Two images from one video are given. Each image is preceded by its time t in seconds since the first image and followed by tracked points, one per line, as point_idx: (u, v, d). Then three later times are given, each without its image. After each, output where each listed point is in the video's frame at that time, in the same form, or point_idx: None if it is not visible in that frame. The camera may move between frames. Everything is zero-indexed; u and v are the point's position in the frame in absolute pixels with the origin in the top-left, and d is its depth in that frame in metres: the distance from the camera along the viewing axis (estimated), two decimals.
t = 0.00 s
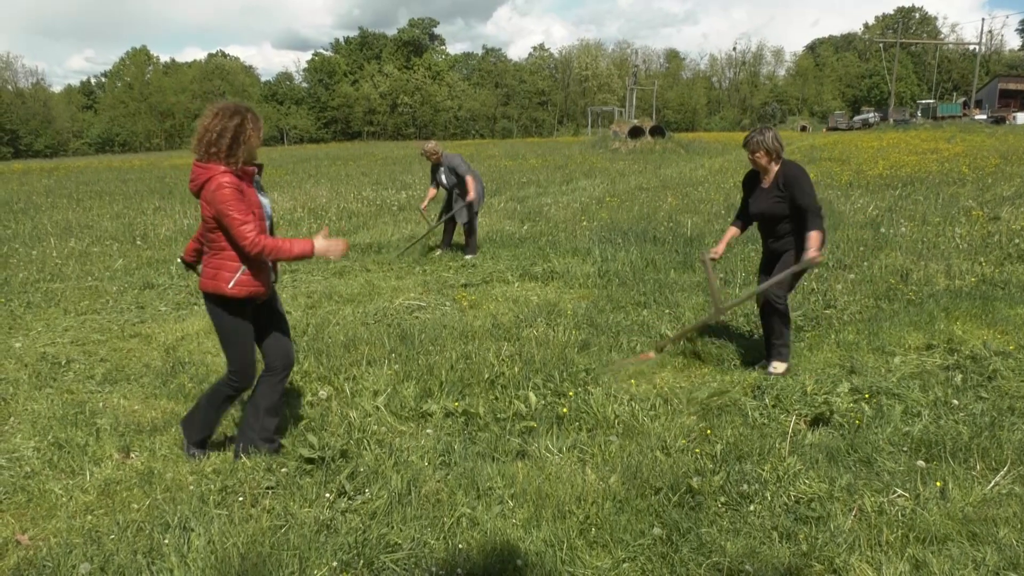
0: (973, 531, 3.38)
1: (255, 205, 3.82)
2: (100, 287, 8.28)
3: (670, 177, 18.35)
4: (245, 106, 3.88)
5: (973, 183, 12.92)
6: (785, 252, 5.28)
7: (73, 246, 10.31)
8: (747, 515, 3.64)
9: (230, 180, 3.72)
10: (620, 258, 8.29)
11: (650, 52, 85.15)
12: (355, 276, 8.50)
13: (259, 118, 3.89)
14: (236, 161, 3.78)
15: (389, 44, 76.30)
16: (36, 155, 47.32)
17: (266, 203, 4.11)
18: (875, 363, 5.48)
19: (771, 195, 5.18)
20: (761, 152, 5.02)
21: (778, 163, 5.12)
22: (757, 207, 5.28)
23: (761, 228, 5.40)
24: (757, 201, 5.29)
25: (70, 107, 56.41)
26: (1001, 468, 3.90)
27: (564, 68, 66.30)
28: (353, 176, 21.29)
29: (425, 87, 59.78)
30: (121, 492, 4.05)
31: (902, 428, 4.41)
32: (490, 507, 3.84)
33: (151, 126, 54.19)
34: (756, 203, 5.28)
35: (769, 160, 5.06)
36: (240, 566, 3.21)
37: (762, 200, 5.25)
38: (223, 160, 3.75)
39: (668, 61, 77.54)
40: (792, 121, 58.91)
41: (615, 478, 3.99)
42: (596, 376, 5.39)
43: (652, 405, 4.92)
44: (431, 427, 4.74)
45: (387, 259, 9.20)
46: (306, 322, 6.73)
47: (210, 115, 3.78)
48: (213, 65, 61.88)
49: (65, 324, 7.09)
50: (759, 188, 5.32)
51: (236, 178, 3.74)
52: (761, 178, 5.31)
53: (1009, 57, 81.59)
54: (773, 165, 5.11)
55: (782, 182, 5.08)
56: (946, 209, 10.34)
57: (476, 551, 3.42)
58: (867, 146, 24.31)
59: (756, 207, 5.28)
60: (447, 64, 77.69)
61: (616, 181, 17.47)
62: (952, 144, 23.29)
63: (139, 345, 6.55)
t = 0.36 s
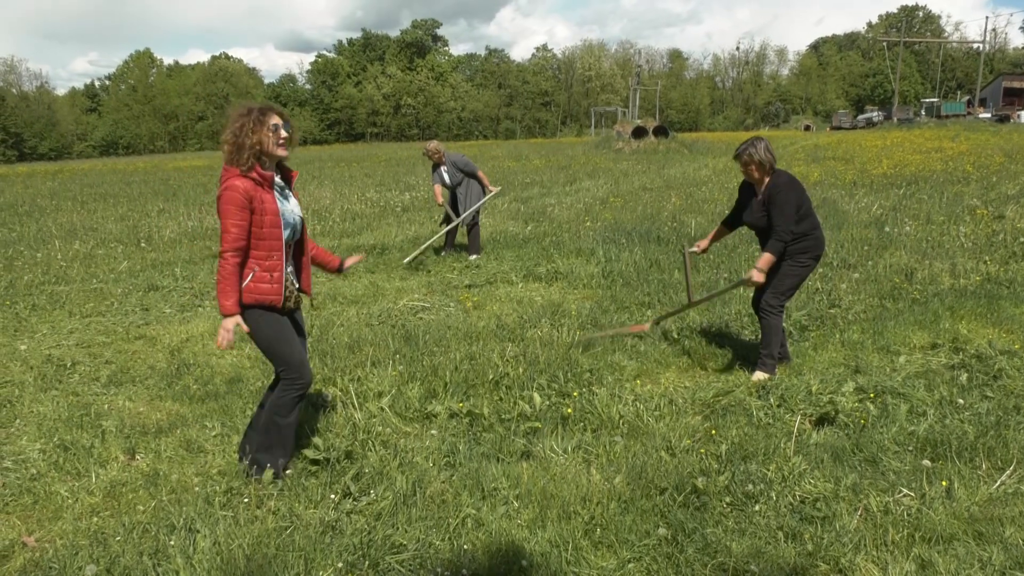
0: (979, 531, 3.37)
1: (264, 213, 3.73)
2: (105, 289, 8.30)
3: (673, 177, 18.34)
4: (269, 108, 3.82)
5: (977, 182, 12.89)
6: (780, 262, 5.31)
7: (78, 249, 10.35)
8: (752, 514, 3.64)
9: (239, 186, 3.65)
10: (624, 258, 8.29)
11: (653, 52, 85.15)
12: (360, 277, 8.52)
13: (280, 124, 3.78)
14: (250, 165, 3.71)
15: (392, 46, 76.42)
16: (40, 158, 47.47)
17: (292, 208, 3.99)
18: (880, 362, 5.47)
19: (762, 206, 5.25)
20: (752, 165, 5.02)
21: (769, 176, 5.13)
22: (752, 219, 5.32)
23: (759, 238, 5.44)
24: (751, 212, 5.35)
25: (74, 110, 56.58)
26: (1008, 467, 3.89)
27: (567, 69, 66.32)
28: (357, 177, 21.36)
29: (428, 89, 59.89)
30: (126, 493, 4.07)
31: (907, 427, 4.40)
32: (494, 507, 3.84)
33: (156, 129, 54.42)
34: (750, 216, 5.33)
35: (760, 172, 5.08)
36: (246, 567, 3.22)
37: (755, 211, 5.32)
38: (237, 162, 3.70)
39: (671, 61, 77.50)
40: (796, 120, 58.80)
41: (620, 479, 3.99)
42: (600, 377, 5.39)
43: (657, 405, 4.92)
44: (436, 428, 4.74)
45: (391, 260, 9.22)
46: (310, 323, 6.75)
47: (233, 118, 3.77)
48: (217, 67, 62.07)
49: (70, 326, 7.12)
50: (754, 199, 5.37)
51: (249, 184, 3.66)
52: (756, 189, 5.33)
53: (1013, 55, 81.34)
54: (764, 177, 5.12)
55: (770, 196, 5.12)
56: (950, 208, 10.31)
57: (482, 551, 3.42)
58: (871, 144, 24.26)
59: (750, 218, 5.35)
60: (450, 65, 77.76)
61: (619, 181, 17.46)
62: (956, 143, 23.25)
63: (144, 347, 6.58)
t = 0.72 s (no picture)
0: (981, 526, 3.37)
1: (248, 205, 3.70)
2: (106, 286, 8.32)
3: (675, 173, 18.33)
4: (271, 105, 3.83)
5: (979, 177, 12.86)
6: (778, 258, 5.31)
7: (79, 246, 10.36)
8: (754, 510, 3.64)
9: (226, 176, 3.68)
10: (626, 254, 8.29)
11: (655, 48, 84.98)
12: (361, 274, 8.52)
13: (277, 118, 3.73)
14: (242, 157, 3.73)
15: (393, 42, 76.33)
16: (42, 155, 47.46)
17: (291, 207, 3.87)
18: (882, 358, 5.47)
19: (764, 202, 5.15)
20: (743, 163, 4.96)
21: (763, 172, 5.09)
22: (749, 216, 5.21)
23: (753, 236, 5.36)
24: (750, 210, 5.22)
25: (76, 107, 56.58)
26: (1010, 463, 3.89)
27: (568, 64, 66.20)
28: (359, 173, 21.35)
29: (429, 85, 59.84)
30: (128, 490, 4.07)
31: (909, 423, 4.40)
32: (496, 504, 3.84)
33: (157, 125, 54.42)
34: (748, 212, 5.22)
35: (754, 170, 5.01)
36: (248, 563, 3.23)
37: (756, 208, 5.19)
38: (232, 154, 3.75)
39: (673, 57, 77.37)
40: (798, 116, 58.68)
41: (621, 475, 4.00)
42: (602, 373, 5.40)
43: (659, 401, 4.93)
44: (438, 425, 4.75)
45: (392, 256, 9.22)
46: (312, 320, 6.76)
47: (238, 111, 3.83)
48: (218, 63, 62.01)
49: (71, 323, 7.13)
50: (745, 197, 5.26)
51: (235, 175, 3.67)
52: (745, 187, 5.25)
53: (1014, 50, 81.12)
54: (759, 174, 5.07)
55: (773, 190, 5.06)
56: (952, 203, 10.30)
57: (483, 548, 3.43)
58: (872, 140, 24.22)
59: (749, 215, 5.20)
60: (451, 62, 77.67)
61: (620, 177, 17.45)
62: (958, 138, 23.18)
63: (145, 344, 6.58)
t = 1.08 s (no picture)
0: (980, 523, 3.38)
1: (219, 200, 3.79)
2: (105, 283, 8.31)
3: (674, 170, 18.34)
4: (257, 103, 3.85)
5: (978, 175, 12.86)
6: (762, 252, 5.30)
7: (78, 243, 10.34)
8: (753, 508, 3.65)
9: (203, 170, 3.80)
10: (625, 251, 8.29)
11: (654, 44, 84.81)
12: (359, 271, 8.50)
13: (257, 119, 3.73)
14: (223, 153, 3.79)
15: (391, 39, 76.22)
16: (40, 152, 47.38)
17: (265, 206, 3.91)
18: (880, 355, 5.48)
19: (744, 193, 5.18)
20: (726, 152, 5.03)
21: (748, 162, 5.12)
22: (731, 207, 5.27)
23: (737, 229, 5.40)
24: (732, 202, 5.27)
25: (74, 104, 56.46)
26: (1009, 460, 3.89)
27: (567, 62, 66.14)
28: (358, 171, 21.30)
29: (429, 82, 59.78)
30: (127, 488, 4.07)
31: (908, 420, 4.41)
32: (496, 501, 3.84)
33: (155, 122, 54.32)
34: (729, 204, 5.28)
35: (737, 159, 5.06)
36: (248, 561, 3.23)
37: (736, 201, 5.24)
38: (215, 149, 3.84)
39: (672, 54, 77.31)
40: (797, 113, 58.63)
41: (621, 472, 4.01)
42: (601, 371, 5.40)
43: (658, 398, 4.93)
44: (437, 422, 4.75)
45: (391, 254, 9.22)
46: (312, 317, 6.76)
47: (230, 107, 3.91)
48: (216, 59, 61.87)
49: (70, 320, 7.12)
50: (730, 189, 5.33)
51: (210, 170, 3.78)
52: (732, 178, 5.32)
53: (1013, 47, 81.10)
54: (742, 165, 5.11)
55: (753, 181, 5.10)
56: (951, 200, 10.30)
57: (483, 545, 3.43)
58: (871, 137, 24.21)
59: (730, 207, 5.27)
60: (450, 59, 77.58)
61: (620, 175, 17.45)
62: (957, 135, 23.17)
63: (144, 341, 6.57)
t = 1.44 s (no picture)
0: (981, 524, 3.38)
1: (195, 201, 3.91)
2: (109, 283, 8.33)
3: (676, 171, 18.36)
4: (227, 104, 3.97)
5: (979, 176, 12.85)
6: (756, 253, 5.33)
7: (81, 243, 10.36)
8: (754, 508, 3.66)
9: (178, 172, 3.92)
10: (627, 252, 8.30)
11: (655, 46, 84.86)
12: (361, 272, 8.51)
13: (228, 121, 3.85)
14: (196, 155, 3.91)
15: (394, 40, 76.36)
16: (44, 153, 47.50)
17: (240, 204, 4.03)
18: (882, 356, 5.48)
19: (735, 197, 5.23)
20: (718, 157, 5.03)
21: (739, 167, 5.11)
22: (723, 210, 5.34)
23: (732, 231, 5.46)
24: (723, 205, 5.34)
25: (78, 105, 56.57)
26: (1010, 461, 3.89)
27: (569, 63, 66.18)
28: (359, 171, 21.31)
29: (431, 83, 59.89)
30: (129, 487, 4.09)
31: (909, 421, 4.41)
32: (497, 501, 3.86)
33: (158, 122, 54.40)
34: (721, 207, 5.35)
35: (727, 164, 5.05)
36: (249, 561, 3.25)
37: (727, 204, 5.31)
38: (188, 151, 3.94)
39: (673, 56, 77.32)
40: (798, 113, 58.56)
41: (622, 473, 4.02)
42: (602, 373, 5.41)
43: (660, 398, 4.94)
44: (439, 422, 4.76)
45: (393, 254, 9.23)
46: (314, 318, 6.77)
47: (202, 109, 4.02)
48: (219, 60, 61.97)
49: (73, 320, 7.14)
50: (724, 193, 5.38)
51: (184, 172, 3.89)
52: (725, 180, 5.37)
53: (1015, 49, 81.00)
54: (732, 169, 5.11)
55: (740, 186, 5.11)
56: (952, 201, 10.30)
57: (484, 545, 3.44)
58: (872, 138, 24.19)
59: (721, 211, 5.34)
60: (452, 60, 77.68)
61: (621, 176, 17.46)
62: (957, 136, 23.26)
63: (146, 341, 6.59)
